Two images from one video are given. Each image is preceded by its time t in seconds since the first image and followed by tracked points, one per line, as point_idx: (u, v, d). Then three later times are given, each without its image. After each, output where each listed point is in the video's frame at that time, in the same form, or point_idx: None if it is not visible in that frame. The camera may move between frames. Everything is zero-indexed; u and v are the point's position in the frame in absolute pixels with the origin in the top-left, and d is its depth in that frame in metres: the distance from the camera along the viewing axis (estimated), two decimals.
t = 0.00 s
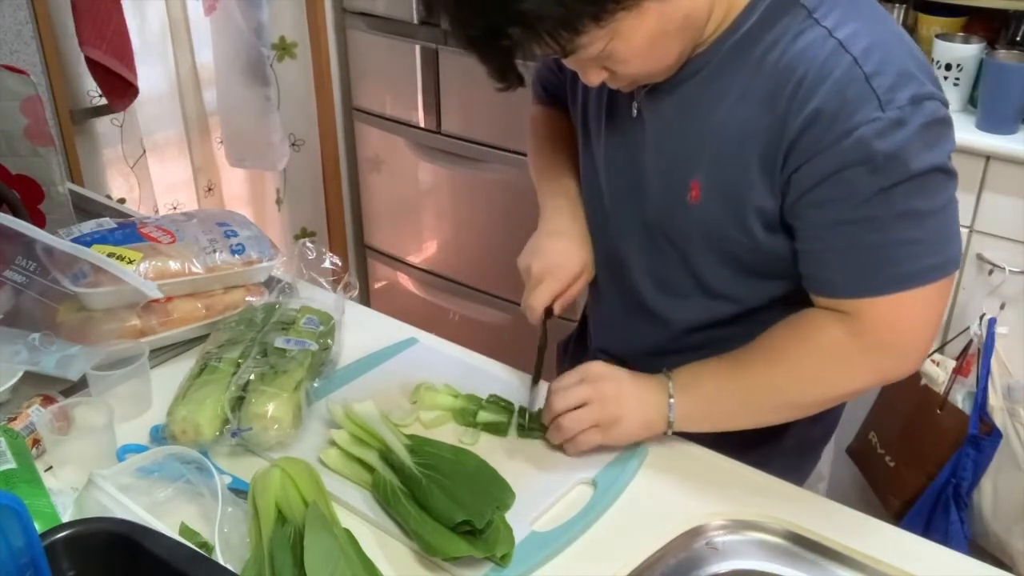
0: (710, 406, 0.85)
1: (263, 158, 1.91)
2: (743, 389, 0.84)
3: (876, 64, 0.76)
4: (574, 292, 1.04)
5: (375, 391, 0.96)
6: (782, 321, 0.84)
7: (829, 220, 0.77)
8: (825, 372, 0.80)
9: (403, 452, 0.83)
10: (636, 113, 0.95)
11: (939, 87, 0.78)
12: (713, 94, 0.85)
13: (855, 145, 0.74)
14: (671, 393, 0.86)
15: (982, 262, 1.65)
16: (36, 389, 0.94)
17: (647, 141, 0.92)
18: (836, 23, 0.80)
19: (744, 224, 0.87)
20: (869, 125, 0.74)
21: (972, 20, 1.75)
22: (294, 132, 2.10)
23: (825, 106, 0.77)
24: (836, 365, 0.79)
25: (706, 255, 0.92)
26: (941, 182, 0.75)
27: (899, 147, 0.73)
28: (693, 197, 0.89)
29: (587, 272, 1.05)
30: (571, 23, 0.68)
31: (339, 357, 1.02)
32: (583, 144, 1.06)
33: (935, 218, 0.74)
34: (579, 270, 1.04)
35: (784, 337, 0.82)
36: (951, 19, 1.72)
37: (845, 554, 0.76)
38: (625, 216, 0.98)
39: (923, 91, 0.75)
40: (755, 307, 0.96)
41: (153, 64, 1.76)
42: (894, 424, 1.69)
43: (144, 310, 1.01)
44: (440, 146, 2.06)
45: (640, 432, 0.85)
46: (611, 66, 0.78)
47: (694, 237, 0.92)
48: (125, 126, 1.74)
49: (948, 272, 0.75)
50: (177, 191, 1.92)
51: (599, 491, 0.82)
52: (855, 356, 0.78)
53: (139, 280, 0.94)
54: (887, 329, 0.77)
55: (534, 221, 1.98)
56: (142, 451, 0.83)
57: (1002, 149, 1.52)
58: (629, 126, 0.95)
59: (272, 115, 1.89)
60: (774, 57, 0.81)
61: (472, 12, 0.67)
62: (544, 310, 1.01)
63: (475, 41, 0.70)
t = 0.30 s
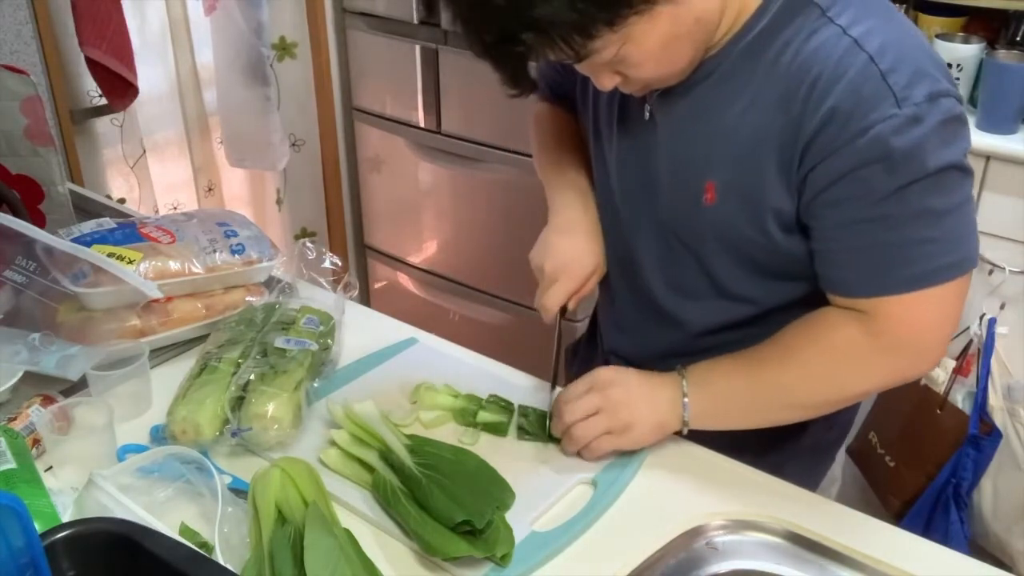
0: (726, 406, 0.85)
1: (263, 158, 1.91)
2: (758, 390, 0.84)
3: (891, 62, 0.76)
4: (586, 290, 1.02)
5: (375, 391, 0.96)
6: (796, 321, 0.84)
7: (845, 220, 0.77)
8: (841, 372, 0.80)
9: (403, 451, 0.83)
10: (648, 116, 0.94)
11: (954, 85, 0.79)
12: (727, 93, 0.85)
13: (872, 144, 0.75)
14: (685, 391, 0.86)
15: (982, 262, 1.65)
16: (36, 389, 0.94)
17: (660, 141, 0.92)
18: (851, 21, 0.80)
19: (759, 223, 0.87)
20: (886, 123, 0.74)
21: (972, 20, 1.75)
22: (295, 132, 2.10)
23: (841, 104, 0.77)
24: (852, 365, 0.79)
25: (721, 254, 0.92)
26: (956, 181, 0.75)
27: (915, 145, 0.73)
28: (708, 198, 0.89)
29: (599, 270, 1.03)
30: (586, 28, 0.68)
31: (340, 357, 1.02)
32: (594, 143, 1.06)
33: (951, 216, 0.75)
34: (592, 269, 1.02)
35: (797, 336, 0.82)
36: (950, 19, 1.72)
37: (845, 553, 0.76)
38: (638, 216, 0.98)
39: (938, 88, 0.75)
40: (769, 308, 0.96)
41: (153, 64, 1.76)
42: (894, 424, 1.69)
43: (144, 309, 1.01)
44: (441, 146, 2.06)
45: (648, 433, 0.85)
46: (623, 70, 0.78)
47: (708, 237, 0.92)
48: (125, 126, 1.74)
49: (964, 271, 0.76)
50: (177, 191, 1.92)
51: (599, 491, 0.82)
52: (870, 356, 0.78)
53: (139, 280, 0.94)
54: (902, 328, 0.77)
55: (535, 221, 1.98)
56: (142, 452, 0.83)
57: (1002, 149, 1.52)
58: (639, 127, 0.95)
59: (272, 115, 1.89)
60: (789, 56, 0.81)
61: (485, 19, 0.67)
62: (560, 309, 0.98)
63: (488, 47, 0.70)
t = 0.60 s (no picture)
0: (735, 404, 0.84)
1: (262, 158, 1.91)
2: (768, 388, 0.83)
3: (901, 55, 0.76)
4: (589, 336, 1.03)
5: (375, 392, 0.96)
6: (805, 319, 0.84)
7: (857, 215, 0.77)
8: (851, 369, 0.80)
9: (403, 451, 0.83)
10: (656, 116, 0.94)
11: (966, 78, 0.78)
12: (736, 91, 0.86)
13: (881, 138, 0.75)
14: (692, 385, 0.85)
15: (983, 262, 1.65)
16: (36, 389, 0.94)
17: (669, 140, 0.93)
18: (860, 16, 0.80)
19: (771, 221, 0.87)
20: (895, 117, 0.74)
21: (972, 20, 1.75)
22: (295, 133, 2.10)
23: (851, 100, 0.77)
24: (862, 361, 0.79)
25: (732, 252, 0.92)
26: (967, 175, 0.75)
27: (925, 139, 0.73)
28: (720, 196, 0.89)
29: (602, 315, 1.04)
30: (587, 22, 0.68)
31: (340, 357, 1.02)
32: (601, 143, 1.06)
33: (962, 211, 0.75)
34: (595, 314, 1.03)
35: (807, 333, 0.82)
36: (950, 19, 1.72)
37: (845, 553, 0.76)
38: (646, 216, 0.98)
39: (949, 82, 0.75)
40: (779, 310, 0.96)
41: (153, 64, 1.76)
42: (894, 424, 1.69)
43: (144, 309, 1.01)
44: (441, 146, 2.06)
45: (654, 427, 0.84)
46: (625, 66, 0.78)
47: (719, 235, 0.91)
48: (125, 126, 1.74)
49: (974, 267, 0.76)
50: (177, 191, 1.92)
51: (599, 491, 0.82)
52: (880, 352, 0.78)
53: (139, 280, 0.94)
54: (913, 324, 0.77)
55: (535, 221, 1.98)
56: (142, 452, 0.83)
57: (1002, 149, 1.52)
58: (646, 128, 0.95)
59: (272, 115, 1.89)
60: (798, 53, 0.82)
61: (488, 10, 0.67)
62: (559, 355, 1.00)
63: (493, 39, 0.70)
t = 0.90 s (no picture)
0: (714, 399, 0.85)
1: (262, 157, 1.91)
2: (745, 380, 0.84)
3: (894, 56, 0.77)
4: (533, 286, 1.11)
5: (374, 391, 0.96)
6: (782, 313, 0.85)
7: (844, 214, 0.78)
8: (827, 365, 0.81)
9: (402, 451, 0.82)
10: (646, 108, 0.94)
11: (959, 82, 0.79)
12: (730, 88, 0.86)
13: (874, 139, 0.75)
14: (672, 382, 0.86)
15: (983, 262, 1.65)
16: (36, 389, 0.94)
17: (660, 135, 0.93)
18: (854, 16, 0.81)
19: (759, 218, 0.87)
20: (887, 118, 0.75)
21: (972, 20, 1.75)
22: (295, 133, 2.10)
23: (844, 98, 0.77)
24: (840, 359, 0.80)
25: (719, 251, 0.93)
26: (956, 181, 0.76)
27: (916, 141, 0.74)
28: (707, 192, 0.90)
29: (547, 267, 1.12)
30: None
31: (340, 357, 1.02)
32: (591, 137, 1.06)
33: (950, 217, 0.76)
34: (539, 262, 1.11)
35: (786, 328, 0.83)
36: (950, 19, 1.72)
37: (845, 553, 0.76)
38: (635, 213, 0.99)
39: (941, 85, 0.76)
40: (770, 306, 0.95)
41: (153, 64, 1.76)
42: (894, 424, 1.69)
43: (144, 310, 1.01)
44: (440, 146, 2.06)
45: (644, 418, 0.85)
46: (609, 48, 0.79)
47: (709, 233, 0.92)
48: (125, 126, 1.74)
49: (955, 274, 0.77)
50: (177, 191, 1.92)
51: (599, 491, 0.82)
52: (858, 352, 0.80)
53: (139, 280, 0.94)
54: (891, 326, 0.78)
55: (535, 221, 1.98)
56: (142, 452, 0.83)
57: (1002, 149, 1.52)
58: (635, 123, 0.96)
59: (272, 115, 1.89)
60: (791, 51, 0.82)
61: None
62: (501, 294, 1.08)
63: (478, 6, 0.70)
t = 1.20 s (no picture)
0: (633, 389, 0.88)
1: (263, 157, 1.91)
2: (660, 373, 0.87)
3: (845, 51, 0.79)
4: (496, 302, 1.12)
5: (374, 392, 0.96)
6: (698, 312, 0.88)
7: (774, 204, 0.80)
8: (735, 360, 0.84)
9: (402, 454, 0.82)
10: (613, 96, 0.97)
11: (913, 86, 0.80)
12: (689, 77, 0.88)
13: (813, 131, 0.77)
14: (587, 371, 0.90)
15: (982, 262, 1.64)
16: (36, 389, 0.94)
17: (625, 123, 0.96)
18: (813, 11, 0.83)
19: (715, 205, 0.90)
20: (826, 110, 0.77)
21: (972, 21, 1.75)
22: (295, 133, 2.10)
23: (791, 90, 0.80)
24: (747, 355, 0.83)
25: (679, 238, 0.95)
26: (891, 185, 0.77)
27: (852, 137, 0.76)
28: (667, 179, 0.93)
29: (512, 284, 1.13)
30: None
31: (339, 357, 1.02)
32: (566, 124, 1.08)
33: (877, 220, 0.77)
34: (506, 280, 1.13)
35: (699, 324, 0.86)
36: (950, 20, 1.73)
37: (845, 554, 0.76)
38: (604, 198, 1.02)
39: (889, 84, 0.77)
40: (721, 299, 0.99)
41: (153, 64, 1.76)
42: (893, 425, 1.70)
43: (144, 310, 1.01)
44: (440, 146, 2.06)
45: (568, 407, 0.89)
46: (574, 19, 0.80)
47: (668, 219, 0.95)
48: (125, 126, 1.74)
49: (874, 280, 0.79)
50: (177, 191, 1.92)
51: (598, 492, 0.82)
52: (763, 348, 0.82)
53: (139, 280, 0.94)
54: (790, 324, 0.80)
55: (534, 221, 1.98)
56: (142, 451, 0.83)
57: (1002, 149, 1.52)
58: (604, 109, 0.99)
59: (272, 116, 1.89)
60: (752, 40, 0.84)
61: None
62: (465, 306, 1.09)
63: None
